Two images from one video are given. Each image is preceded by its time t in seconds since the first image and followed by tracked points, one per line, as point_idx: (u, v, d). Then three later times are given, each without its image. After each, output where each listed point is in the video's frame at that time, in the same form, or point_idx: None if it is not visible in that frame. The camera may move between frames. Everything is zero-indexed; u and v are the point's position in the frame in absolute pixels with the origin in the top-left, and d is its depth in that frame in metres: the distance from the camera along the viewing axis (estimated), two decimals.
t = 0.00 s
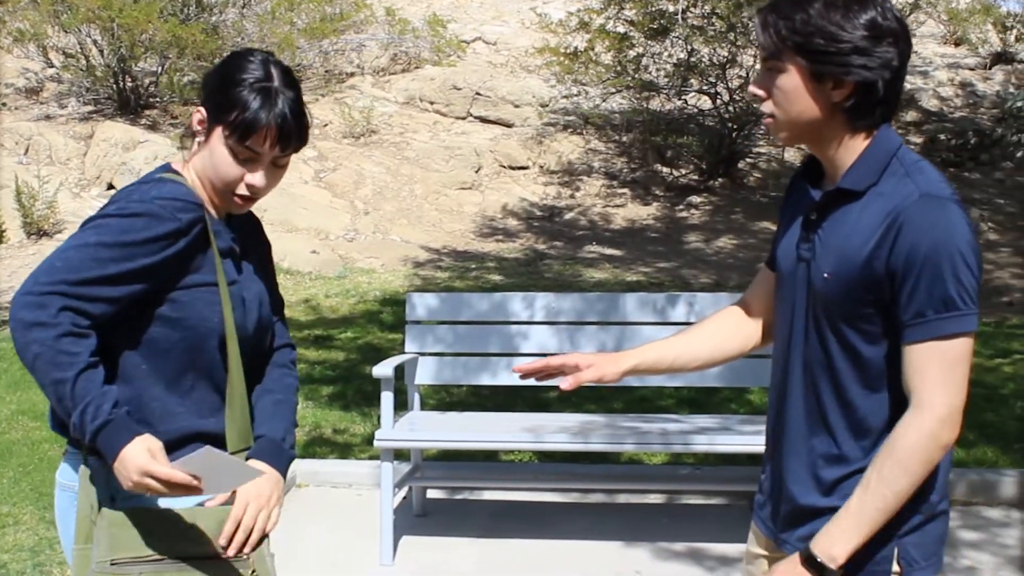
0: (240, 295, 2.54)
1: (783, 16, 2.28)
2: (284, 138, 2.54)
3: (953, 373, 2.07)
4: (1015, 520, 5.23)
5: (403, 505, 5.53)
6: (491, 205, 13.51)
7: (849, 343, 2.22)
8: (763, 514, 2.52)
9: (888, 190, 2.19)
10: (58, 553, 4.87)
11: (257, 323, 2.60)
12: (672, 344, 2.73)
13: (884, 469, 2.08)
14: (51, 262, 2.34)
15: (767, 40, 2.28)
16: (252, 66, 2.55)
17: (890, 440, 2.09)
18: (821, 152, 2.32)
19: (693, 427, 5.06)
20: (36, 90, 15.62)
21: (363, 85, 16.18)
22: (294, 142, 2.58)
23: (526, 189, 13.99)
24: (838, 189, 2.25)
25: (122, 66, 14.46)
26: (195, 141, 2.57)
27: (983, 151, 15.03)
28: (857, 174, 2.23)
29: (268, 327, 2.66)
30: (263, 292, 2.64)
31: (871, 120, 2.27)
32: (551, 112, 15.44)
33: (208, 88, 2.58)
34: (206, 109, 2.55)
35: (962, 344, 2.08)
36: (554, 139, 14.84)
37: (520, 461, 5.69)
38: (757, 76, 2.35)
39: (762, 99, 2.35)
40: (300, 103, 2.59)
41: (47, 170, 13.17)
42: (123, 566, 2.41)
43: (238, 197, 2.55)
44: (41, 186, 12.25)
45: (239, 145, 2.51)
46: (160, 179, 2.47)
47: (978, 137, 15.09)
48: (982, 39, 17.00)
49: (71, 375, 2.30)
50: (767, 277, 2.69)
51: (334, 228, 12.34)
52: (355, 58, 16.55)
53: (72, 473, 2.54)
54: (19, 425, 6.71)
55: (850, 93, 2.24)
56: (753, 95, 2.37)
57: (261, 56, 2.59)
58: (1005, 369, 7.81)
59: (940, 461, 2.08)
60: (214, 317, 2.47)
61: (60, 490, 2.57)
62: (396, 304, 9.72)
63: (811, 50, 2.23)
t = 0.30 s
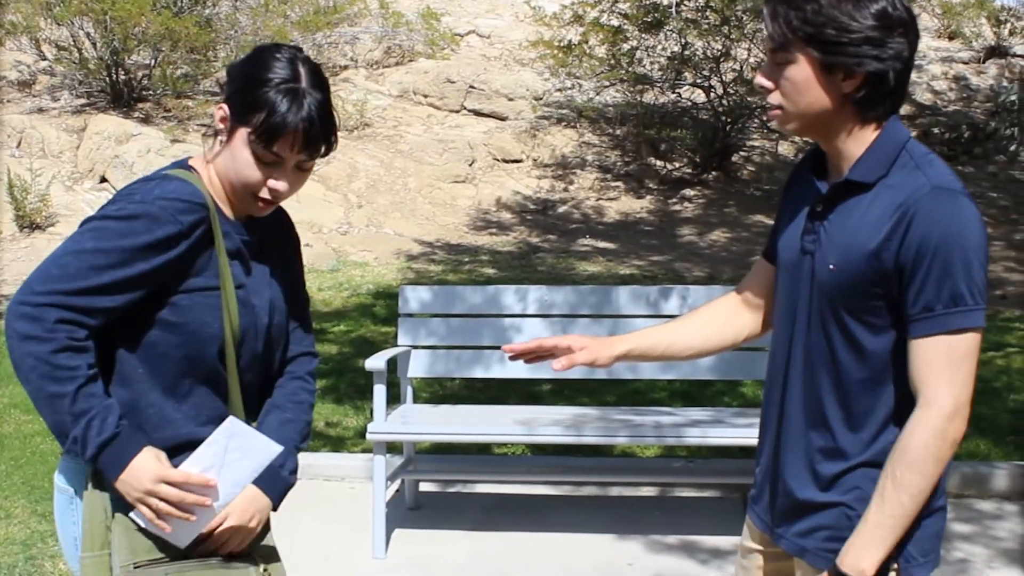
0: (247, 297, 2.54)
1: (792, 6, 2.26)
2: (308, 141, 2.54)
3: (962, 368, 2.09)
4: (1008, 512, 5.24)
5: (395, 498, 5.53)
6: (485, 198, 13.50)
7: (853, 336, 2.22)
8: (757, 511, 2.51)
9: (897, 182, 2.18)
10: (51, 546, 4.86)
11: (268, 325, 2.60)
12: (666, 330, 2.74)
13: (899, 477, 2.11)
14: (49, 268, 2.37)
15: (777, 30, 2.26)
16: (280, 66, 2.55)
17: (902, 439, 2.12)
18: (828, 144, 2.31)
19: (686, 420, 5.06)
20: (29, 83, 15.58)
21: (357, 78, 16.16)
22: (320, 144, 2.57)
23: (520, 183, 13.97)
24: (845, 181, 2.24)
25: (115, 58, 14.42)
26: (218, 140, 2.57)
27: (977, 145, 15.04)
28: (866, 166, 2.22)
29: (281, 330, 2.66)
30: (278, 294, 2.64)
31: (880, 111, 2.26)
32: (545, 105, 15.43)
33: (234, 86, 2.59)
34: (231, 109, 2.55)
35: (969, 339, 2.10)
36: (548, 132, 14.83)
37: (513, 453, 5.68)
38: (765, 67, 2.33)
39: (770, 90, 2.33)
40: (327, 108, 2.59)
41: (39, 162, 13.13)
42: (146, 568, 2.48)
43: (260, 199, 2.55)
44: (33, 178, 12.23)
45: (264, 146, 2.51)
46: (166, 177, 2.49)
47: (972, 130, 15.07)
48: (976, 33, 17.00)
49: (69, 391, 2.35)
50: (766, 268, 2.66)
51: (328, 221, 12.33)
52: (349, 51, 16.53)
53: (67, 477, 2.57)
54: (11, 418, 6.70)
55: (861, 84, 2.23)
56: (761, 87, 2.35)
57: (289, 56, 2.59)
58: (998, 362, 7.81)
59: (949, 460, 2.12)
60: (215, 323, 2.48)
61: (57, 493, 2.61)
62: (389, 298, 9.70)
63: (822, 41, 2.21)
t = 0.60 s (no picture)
0: (247, 288, 2.46)
1: (784, 2, 2.24)
2: (317, 138, 2.44)
3: (965, 365, 2.09)
4: (998, 506, 5.25)
5: (386, 495, 5.53)
6: (476, 194, 13.50)
7: (848, 332, 2.21)
8: (750, 508, 2.51)
9: (892, 178, 2.17)
10: (41, 544, 4.85)
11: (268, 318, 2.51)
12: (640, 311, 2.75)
13: (932, 486, 2.10)
14: (65, 289, 2.24)
15: (769, 27, 2.24)
16: (289, 57, 2.44)
17: (923, 443, 2.11)
18: (822, 140, 2.30)
19: (677, 415, 5.07)
20: (18, 79, 15.56)
21: (347, 74, 16.15)
22: (326, 140, 2.47)
23: (511, 179, 13.98)
24: (840, 177, 2.24)
25: (104, 55, 14.40)
26: (220, 131, 2.46)
27: (967, 140, 15.04)
28: (861, 162, 2.21)
29: (280, 321, 2.57)
30: (276, 285, 2.55)
31: (873, 107, 2.25)
32: (536, 102, 15.44)
33: (237, 75, 2.47)
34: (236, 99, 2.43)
35: (971, 335, 2.09)
36: (539, 128, 14.84)
37: (503, 450, 5.68)
38: (755, 63, 2.31)
39: (762, 87, 2.31)
40: (336, 102, 2.48)
41: (29, 160, 13.11)
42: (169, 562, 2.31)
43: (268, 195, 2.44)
44: (23, 176, 12.21)
45: (274, 141, 2.40)
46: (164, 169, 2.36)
47: (961, 125, 15.08)
48: (965, 28, 17.04)
49: (116, 423, 2.25)
50: (755, 259, 2.65)
51: (319, 218, 12.32)
52: (339, 47, 16.45)
53: (70, 468, 2.45)
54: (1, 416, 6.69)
55: (853, 79, 2.22)
56: (753, 83, 2.33)
57: (295, 49, 2.47)
58: (988, 356, 7.84)
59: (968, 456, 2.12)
60: (217, 317, 2.38)
61: (60, 484, 2.48)
62: (380, 294, 9.70)
63: (814, 37, 2.19)
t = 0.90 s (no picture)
0: (251, 266, 2.53)
1: (779, 9, 2.25)
2: (309, 120, 2.50)
3: (964, 370, 2.08)
4: (994, 508, 5.25)
5: (383, 495, 5.53)
6: (474, 194, 13.50)
7: (850, 336, 2.21)
8: (750, 509, 2.52)
9: (894, 183, 2.17)
10: (37, 542, 4.85)
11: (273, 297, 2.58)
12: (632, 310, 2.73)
13: (917, 488, 2.10)
14: (92, 281, 2.31)
15: (764, 35, 2.25)
16: (277, 46, 2.51)
17: (914, 447, 2.11)
18: (824, 144, 2.30)
19: (674, 416, 5.07)
20: (17, 77, 15.55)
21: (346, 73, 16.15)
22: (318, 123, 2.54)
23: (509, 179, 13.97)
24: (842, 183, 2.23)
25: (103, 53, 14.41)
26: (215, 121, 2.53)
27: (965, 142, 15.04)
28: (863, 167, 2.21)
29: (285, 304, 2.62)
30: (280, 269, 2.61)
31: (872, 111, 2.24)
32: (535, 102, 15.45)
33: (227, 66, 2.54)
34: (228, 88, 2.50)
35: (969, 341, 2.08)
36: (538, 128, 14.85)
37: (501, 451, 5.68)
38: (753, 69, 2.32)
39: (761, 93, 2.32)
40: (326, 89, 2.56)
41: (27, 157, 13.11)
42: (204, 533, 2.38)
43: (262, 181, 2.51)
44: (21, 173, 12.20)
45: (267, 125, 2.47)
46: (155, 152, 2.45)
47: (960, 127, 15.07)
48: (964, 29, 17.04)
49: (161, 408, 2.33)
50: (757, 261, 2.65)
51: (317, 217, 12.32)
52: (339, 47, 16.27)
53: (89, 455, 2.53)
54: None
55: (850, 86, 2.21)
56: (752, 89, 2.34)
57: (283, 37, 2.54)
58: (986, 359, 7.84)
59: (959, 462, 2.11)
60: (220, 295, 2.45)
61: (81, 472, 2.57)
62: (378, 294, 9.70)
63: (809, 45, 2.19)
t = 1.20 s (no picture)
0: (257, 262, 2.64)
1: (779, 18, 2.24)
2: (305, 102, 2.68)
3: (951, 380, 2.07)
4: (994, 515, 5.26)
5: (383, 500, 5.53)
6: (475, 200, 13.51)
7: (848, 345, 2.21)
8: (751, 515, 2.53)
9: (893, 193, 2.17)
10: (38, 547, 4.85)
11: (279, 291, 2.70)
12: (631, 319, 2.74)
13: (895, 494, 2.10)
14: (128, 293, 2.40)
15: (763, 45, 2.24)
16: (258, 40, 2.66)
17: (897, 454, 2.10)
18: (822, 152, 2.31)
19: (674, 424, 5.08)
20: (18, 82, 15.56)
21: (347, 79, 16.16)
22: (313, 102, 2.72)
23: (510, 185, 13.99)
24: (842, 192, 2.23)
25: (104, 59, 14.46)
26: (210, 127, 2.67)
27: (966, 149, 15.05)
28: (863, 175, 2.21)
29: (286, 310, 2.73)
30: (282, 264, 2.73)
31: (869, 123, 2.25)
32: (535, 108, 15.47)
33: (208, 73, 2.68)
34: (216, 92, 2.65)
35: (960, 352, 2.07)
36: (538, 134, 14.87)
37: (501, 457, 5.68)
38: (752, 80, 2.31)
39: (758, 102, 2.32)
40: (310, 69, 2.72)
41: (28, 162, 13.13)
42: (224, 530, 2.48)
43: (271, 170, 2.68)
44: (22, 178, 12.22)
45: (268, 115, 2.63)
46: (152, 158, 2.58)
47: (960, 134, 15.07)
48: (964, 37, 17.07)
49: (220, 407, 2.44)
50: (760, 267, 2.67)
51: (318, 223, 12.33)
52: (339, 52, 16.52)
53: (109, 458, 2.60)
54: None
55: (846, 97, 2.22)
56: (749, 98, 2.34)
57: (259, 32, 2.70)
58: (986, 366, 7.84)
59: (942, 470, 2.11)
60: (232, 294, 2.55)
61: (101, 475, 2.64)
62: (379, 300, 9.71)
63: (807, 55, 2.19)
